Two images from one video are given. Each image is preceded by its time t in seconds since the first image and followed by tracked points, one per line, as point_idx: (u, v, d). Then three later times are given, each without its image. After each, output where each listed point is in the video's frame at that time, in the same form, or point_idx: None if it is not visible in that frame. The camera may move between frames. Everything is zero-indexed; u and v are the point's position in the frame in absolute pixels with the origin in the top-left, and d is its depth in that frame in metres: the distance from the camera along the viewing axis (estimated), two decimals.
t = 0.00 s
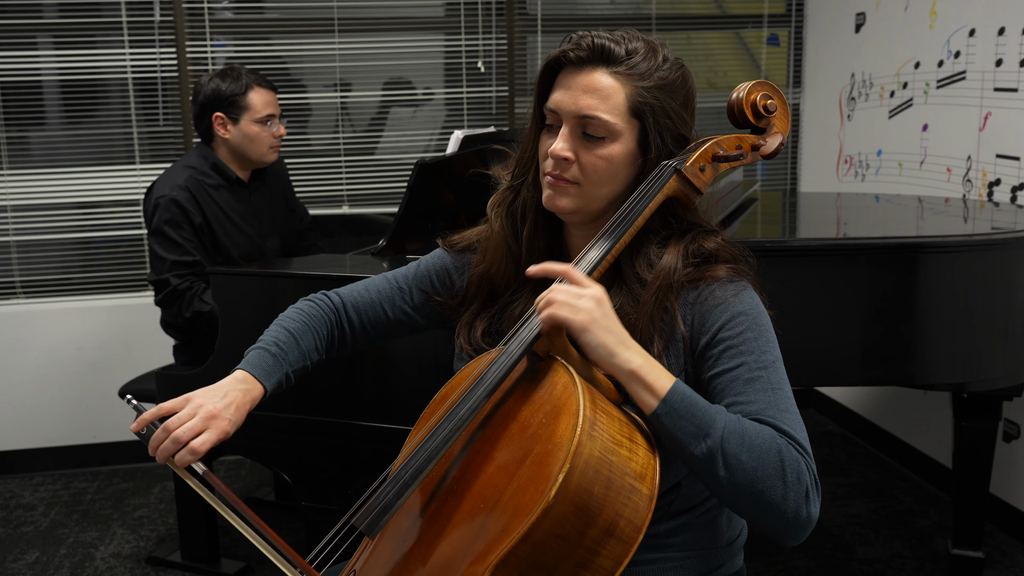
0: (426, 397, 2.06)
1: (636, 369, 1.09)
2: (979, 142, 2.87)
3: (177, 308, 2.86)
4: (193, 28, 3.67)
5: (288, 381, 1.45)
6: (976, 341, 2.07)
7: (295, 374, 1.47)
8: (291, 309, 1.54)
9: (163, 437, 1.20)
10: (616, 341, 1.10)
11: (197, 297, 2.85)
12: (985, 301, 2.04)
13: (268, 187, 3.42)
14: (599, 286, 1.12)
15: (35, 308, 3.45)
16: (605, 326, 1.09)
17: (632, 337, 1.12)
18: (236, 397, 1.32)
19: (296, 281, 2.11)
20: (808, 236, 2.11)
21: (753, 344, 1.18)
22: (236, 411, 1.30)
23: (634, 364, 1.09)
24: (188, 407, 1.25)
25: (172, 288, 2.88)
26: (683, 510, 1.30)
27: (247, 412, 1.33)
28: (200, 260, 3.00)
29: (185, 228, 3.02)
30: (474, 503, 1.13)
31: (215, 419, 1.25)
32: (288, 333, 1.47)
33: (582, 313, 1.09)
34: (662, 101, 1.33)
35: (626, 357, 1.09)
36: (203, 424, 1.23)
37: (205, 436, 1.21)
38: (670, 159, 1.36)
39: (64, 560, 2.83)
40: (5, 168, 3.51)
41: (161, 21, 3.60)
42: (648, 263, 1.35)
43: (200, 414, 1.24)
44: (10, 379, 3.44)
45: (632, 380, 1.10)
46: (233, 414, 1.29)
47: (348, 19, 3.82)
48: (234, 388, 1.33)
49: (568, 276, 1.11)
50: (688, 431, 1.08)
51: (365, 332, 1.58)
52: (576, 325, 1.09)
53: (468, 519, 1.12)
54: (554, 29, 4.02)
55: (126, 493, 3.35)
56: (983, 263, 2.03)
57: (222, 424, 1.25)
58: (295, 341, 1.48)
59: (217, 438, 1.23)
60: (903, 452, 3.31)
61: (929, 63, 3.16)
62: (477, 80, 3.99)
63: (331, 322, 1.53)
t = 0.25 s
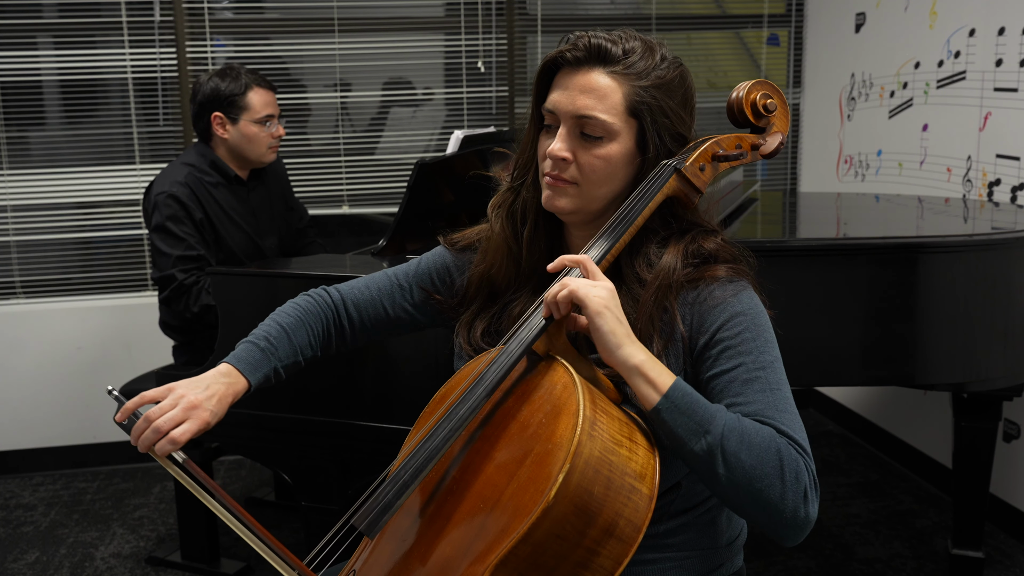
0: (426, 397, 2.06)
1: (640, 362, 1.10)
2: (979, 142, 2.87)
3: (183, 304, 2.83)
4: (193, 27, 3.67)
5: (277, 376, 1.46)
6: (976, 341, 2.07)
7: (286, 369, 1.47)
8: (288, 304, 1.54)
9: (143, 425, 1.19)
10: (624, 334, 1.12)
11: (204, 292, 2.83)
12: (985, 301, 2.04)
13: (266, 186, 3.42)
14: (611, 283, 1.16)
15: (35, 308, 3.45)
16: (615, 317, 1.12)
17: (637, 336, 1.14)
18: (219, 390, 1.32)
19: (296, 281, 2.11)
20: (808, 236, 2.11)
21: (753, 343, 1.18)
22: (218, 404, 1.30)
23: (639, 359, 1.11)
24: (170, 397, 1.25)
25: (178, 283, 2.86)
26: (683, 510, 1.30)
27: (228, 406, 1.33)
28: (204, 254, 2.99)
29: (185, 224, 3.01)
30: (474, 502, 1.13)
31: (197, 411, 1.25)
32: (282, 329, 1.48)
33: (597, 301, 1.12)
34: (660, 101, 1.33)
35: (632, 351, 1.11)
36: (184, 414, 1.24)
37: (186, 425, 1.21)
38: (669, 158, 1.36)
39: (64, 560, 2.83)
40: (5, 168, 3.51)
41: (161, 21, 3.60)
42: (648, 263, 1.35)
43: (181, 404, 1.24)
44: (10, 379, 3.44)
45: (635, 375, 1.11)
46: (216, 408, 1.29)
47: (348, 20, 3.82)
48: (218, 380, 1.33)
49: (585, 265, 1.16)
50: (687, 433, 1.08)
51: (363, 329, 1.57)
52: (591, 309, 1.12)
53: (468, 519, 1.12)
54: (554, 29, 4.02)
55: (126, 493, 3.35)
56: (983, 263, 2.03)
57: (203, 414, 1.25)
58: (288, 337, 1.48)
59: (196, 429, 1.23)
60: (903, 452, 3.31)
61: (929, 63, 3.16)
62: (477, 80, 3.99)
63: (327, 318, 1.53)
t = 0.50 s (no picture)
0: (426, 397, 2.06)
1: (630, 374, 1.08)
2: (979, 142, 2.87)
3: (166, 311, 2.89)
4: (193, 27, 3.66)
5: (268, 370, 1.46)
6: (975, 341, 2.07)
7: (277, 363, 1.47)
8: (287, 299, 1.55)
9: (123, 411, 1.21)
10: (612, 347, 1.08)
11: (187, 300, 2.88)
12: (985, 302, 2.04)
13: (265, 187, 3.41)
14: (597, 291, 1.11)
15: (35, 308, 3.45)
16: (601, 334, 1.08)
17: (627, 341, 1.11)
18: (202, 377, 1.33)
19: (296, 280, 2.11)
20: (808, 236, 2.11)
21: (754, 342, 1.18)
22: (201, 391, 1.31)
23: (629, 370, 1.08)
24: (151, 384, 1.26)
25: (162, 291, 2.91)
26: (682, 510, 1.30)
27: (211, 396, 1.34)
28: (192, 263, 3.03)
29: (178, 230, 3.03)
30: (474, 502, 1.13)
31: (178, 399, 1.26)
32: (277, 323, 1.48)
33: (578, 319, 1.08)
34: (659, 101, 1.32)
35: (620, 363, 1.08)
36: (165, 403, 1.25)
37: (165, 415, 1.22)
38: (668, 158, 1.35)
39: (64, 560, 2.83)
40: (5, 168, 3.51)
41: (161, 21, 3.60)
42: (648, 263, 1.35)
43: (162, 392, 1.25)
44: (10, 379, 3.44)
45: (627, 385, 1.09)
46: (198, 397, 1.30)
47: (348, 20, 3.82)
48: (201, 368, 1.34)
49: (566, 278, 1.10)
50: (688, 433, 1.08)
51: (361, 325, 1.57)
52: (571, 333, 1.08)
53: (468, 519, 1.12)
54: (554, 29, 4.02)
55: (126, 493, 3.35)
56: (983, 263, 2.03)
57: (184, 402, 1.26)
58: (282, 331, 1.48)
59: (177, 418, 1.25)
60: (904, 452, 3.31)
61: (929, 63, 3.16)
62: (477, 80, 3.99)
63: (325, 314, 1.53)
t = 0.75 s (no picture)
0: (426, 397, 2.07)
1: (634, 369, 1.09)
2: (979, 142, 2.87)
3: (154, 303, 2.90)
4: (193, 27, 3.66)
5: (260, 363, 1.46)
6: (976, 341, 2.07)
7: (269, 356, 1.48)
8: (285, 294, 1.55)
9: (108, 395, 1.21)
10: (616, 342, 1.11)
11: (177, 293, 2.89)
12: (985, 302, 2.04)
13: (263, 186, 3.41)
14: (602, 288, 1.14)
15: (35, 307, 3.45)
16: (606, 327, 1.10)
17: (631, 340, 1.13)
18: (189, 364, 1.33)
19: (297, 280, 2.11)
20: (808, 236, 2.11)
21: (753, 341, 1.18)
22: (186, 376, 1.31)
23: (632, 366, 1.10)
24: (135, 368, 1.26)
25: (152, 282, 2.91)
26: (682, 510, 1.30)
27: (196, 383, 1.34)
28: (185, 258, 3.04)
29: (170, 226, 3.04)
30: (474, 502, 1.13)
31: (163, 383, 1.26)
32: (272, 317, 1.49)
33: (584, 313, 1.11)
34: (657, 100, 1.32)
35: (624, 359, 1.10)
36: (149, 386, 1.25)
37: (148, 400, 1.23)
38: (667, 157, 1.35)
39: (64, 560, 2.83)
40: (5, 168, 3.51)
41: (161, 21, 3.60)
42: (648, 262, 1.34)
43: (147, 376, 1.25)
44: (10, 379, 3.44)
45: (630, 382, 1.10)
46: (183, 383, 1.30)
47: (348, 20, 3.82)
48: (188, 356, 1.34)
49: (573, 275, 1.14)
50: (687, 433, 1.08)
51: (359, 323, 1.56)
52: (578, 325, 1.11)
53: (468, 519, 1.12)
54: (554, 29, 4.02)
55: (126, 493, 3.36)
56: (983, 263, 2.03)
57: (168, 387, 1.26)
58: (277, 325, 1.49)
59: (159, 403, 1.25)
60: (904, 452, 3.31)
61: (929, 63, 3.16)
62: (477, 80, 3.99)
63: (322, 310, 1.53)
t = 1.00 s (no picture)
0: (426, 397, 2.07)
1: (639, 363, 1.10)
2: (979, 142, 2.87)
3: (159, 282, 2.90)
4: (193, 27, 3.66)
5: (254, 357, 1.46)
6: (976, 341, 2.07)
7: (263, 350, 1.48)
8: (285, 290, 1.55)
9: (98, 379, 1.24)
10: (623, 336, 1.11)
11: (184, 271, 2.91)
12: (985, 302, 2.04)
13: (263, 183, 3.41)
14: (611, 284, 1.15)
15: (34, 307, 3.45)
16: (614, 319, 1.11)
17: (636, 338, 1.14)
18: (180, 352, 1.34)
19: (297, 280, 2.11)
20: (808, 235, 2.11)
21: (753, 341, 1.18)
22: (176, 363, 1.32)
23: (636, 361, 1.10)
24: (126, 354, 1.27)
25: (157, 259, 2.92)
26: (682, 510, 1.30)
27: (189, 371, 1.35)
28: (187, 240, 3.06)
29: (172, 210, 3.05)
30: (474, 502, 1.13)
31: (153, 368, 1.28)
32: (269, 312, 1.49)
33: (595, 302, 1.12)
34: (656, 99, 1.32)
35: (629, 353, 1.10)
36: (138, 371, 1.26)
37: (137, 384, 1.24)
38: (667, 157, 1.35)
39: (64, 560, 2.83)
40: (5, 168, 3.51)
41: (161, 21, 3.60)
42: (648, 262, 1.34)
43: (136, 361, 1.27)
44: (10, 379, 3.44)
45: (633, 377, 1.10)
46: (173, 370, 1.31)
47: (347, 20, 3.82)
48: (180, 344, 1.35)
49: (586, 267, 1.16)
50: (687, 434, 1.08)
51: (357, 321, 1.56)
52: (590, 312, 1.11)
53: (468, 519, 1.12)
54: (554, 29, 4.02)
55: (126, 493, 3.35)
56: (984, 262, 2.03)
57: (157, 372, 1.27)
58: (273, 320, 1.49)
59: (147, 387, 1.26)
60: (904, 452, 3.31)
61: (929, 63, 3.15)
62: (477, 80, 3.99)
63: (321, 306, 1.53)
